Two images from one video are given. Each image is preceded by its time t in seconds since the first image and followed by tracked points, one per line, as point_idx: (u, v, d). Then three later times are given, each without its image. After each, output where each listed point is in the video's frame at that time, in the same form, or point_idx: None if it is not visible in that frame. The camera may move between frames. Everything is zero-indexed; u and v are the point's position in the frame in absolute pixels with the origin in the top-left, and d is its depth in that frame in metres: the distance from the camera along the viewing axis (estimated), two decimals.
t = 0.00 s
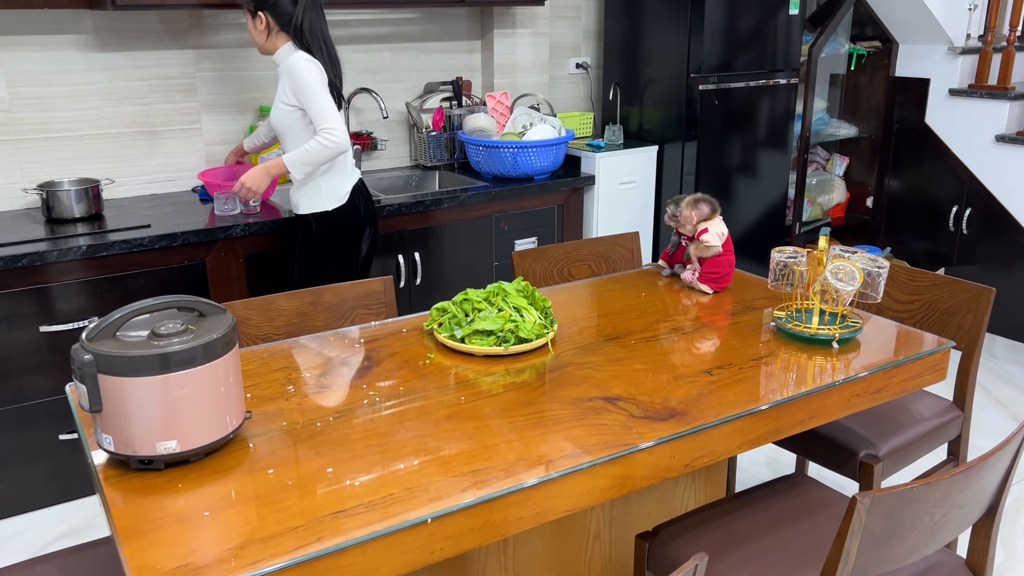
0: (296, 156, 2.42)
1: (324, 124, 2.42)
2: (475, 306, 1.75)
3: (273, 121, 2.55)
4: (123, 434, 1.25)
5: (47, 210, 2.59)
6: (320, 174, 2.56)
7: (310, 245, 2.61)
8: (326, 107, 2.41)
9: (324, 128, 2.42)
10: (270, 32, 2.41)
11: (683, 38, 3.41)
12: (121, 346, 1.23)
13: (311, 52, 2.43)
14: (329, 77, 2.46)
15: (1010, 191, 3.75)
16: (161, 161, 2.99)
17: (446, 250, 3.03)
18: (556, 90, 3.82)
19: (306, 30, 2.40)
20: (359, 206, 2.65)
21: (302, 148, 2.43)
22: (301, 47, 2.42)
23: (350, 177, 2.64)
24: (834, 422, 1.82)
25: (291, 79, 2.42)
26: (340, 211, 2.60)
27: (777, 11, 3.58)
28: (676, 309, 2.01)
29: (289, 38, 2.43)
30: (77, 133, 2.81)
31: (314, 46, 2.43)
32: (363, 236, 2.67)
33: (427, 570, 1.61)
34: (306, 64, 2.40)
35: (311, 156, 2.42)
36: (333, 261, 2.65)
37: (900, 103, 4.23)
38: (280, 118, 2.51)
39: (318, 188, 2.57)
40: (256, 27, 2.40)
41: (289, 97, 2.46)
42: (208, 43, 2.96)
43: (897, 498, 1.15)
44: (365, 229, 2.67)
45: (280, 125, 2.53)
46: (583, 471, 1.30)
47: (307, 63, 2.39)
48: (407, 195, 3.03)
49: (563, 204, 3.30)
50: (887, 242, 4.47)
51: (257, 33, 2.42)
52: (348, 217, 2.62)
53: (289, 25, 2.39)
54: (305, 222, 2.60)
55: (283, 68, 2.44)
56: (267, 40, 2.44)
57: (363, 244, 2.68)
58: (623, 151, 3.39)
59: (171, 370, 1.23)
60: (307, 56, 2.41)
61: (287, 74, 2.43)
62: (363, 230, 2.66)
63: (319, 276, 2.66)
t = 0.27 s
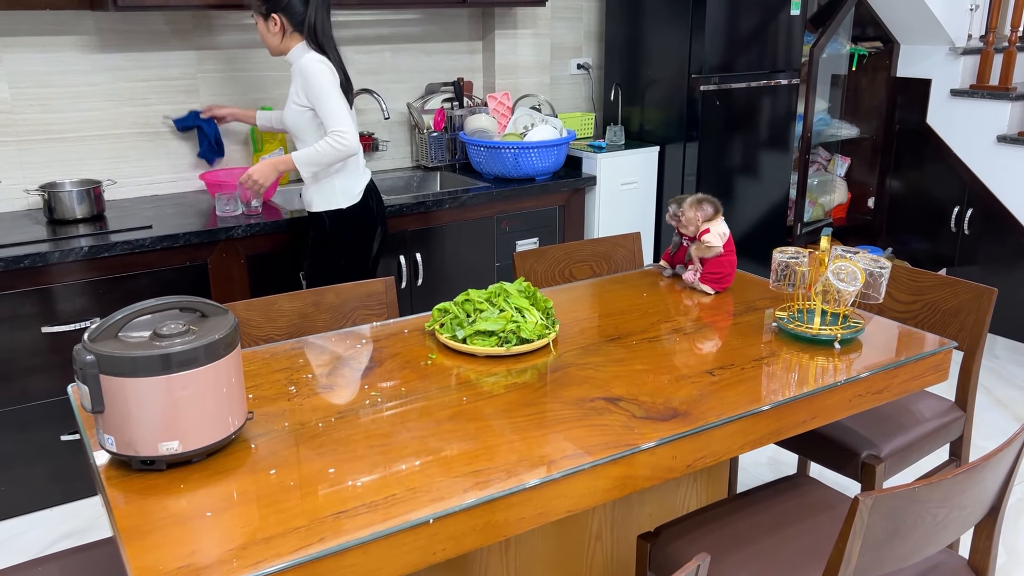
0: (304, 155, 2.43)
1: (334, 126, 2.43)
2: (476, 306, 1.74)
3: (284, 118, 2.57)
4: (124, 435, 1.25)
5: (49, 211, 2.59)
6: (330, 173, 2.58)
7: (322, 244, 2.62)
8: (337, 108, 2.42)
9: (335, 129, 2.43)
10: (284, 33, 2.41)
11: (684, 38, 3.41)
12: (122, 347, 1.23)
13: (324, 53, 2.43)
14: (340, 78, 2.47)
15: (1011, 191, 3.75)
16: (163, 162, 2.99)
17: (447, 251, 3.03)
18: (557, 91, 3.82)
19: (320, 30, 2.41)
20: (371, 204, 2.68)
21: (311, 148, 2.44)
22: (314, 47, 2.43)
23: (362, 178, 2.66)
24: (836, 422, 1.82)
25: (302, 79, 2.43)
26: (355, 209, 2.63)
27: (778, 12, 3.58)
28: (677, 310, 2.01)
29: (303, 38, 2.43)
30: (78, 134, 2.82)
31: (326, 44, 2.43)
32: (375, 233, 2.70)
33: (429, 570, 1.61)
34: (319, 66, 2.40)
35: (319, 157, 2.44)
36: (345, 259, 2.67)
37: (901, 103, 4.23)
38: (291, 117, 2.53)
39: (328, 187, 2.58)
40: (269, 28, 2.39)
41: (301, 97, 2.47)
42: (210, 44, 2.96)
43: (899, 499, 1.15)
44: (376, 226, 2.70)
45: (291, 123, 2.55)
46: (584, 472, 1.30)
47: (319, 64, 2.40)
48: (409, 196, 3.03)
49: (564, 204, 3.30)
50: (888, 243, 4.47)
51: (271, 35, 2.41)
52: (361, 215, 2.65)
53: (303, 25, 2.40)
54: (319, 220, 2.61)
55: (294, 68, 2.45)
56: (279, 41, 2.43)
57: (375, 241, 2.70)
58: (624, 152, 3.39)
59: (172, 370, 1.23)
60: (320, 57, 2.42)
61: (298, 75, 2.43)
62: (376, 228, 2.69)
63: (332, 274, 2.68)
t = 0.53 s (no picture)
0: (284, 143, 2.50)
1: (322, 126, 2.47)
2: (478, 307, 1.74)
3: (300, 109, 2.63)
4: (126, 436, 1.25)
5: (51, 212, 2.59)
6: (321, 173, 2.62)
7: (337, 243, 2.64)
8: (333, 111, 2.45)
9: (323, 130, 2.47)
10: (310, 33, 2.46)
11: (685, 39, 3.41)
12: (124, 348, 1.23)
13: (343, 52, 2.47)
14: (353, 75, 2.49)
15: (1013, 191, 3.75)
16: (164, 163, 2.99)
17: (449, 251, 3.03)
18: (558, 92, 3.82)
19: (346, 33, 2.46)
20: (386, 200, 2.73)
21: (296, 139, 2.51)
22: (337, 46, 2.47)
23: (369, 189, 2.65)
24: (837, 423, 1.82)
25: (312, 75, 2.47)
26: (375, 204, 2.67)
27: (779, 12, 3.58)
28: (679, 310, 2.01)
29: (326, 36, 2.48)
30: (80, 135, 2.82)
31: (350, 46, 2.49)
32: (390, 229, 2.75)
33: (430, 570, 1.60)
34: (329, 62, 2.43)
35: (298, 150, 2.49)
36: (365, 256, 2.70)
37: (903, 103, 4.23)
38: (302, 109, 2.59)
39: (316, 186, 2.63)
40: (297, 26, 2.42)
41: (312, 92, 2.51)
42: (212, 45, 2.96)
43: (901, 500, 1.15)
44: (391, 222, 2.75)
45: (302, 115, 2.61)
46: (586, 473, 1.30)
47: (331, 60, 2.43)
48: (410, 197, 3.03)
49: (565, 205, 3.30)
50: (890, 243, 4.46)
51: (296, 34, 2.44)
52: (379, 210, 2.69)
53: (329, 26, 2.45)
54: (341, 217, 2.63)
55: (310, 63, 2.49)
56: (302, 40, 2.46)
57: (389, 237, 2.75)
58: (625, 153, 3.39)
59: (174, 371, 1.23)
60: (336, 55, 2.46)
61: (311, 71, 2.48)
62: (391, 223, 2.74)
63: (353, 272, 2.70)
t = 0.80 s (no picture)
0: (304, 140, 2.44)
1: (347, 125, 2.44)
2: (480, 307, 1.75)
3: (307, 102, 2.57)
4: (129, 437, 1.26)
5: (53, 213, 2.59)
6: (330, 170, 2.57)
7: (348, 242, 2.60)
8: (360, 112, 2.43)
9: (348, 128, 2.43)
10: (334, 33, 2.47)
11: (686, 39, 3.41)
12: (127, 349, 1.23)
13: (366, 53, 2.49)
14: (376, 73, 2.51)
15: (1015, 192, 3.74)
16: (166, 164, 2.99)
17: (450, 252, 3.03)
18: (560, 93, 3.82)
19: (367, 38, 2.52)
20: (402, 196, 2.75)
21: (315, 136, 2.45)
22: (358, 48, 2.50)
23: (387, 187, 2.63)
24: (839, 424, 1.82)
25: (339, 73, 2.44)
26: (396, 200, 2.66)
27: (780, 13, 3.58)
28: (681, 311, 2.01)
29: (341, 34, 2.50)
30: (83, 136, 2.82)
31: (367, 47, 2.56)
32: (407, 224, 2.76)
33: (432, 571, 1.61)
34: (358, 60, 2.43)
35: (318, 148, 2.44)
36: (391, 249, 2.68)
37: (904, 104, 4.23)
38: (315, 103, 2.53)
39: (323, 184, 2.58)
40: (328, 26, 2.42)
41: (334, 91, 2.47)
42: (214, 47, 2.97)
43: (903, 501, 1.15)
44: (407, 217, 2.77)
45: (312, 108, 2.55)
46: (588, 473, 1.31)
47: (359, 59, 2.43)
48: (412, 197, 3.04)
49: (567, 206, 3.30)
50: (891, 244, 4.46)
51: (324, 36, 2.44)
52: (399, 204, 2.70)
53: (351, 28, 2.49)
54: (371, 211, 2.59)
55: (332, 60, 2.47)
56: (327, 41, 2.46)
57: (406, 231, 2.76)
58: (627, 153, 3.39)
59: (177, 372, 1.23)
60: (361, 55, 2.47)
61: (339, 67, 2.45)
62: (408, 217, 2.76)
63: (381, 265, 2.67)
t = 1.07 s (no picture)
0: (358, 148, 2.40)
1: (392, 128, 2.44)
2: (482, 308, 1.75)
3: (325, 104, 2.48)
4: (132, 437, 1.26)
5: (55, 213, 2.60)
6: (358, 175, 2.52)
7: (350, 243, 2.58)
8: (402, 116, 2.44)
9: (394, 131, 2.43)
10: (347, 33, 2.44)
11: (688, 39, 3.41)
12: (130, 349, 1.24)
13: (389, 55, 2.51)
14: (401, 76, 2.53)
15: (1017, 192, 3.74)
16: (169, 165, 3.00)
17: (452, 252, 3.04)
18: (562, 93, 3.82)
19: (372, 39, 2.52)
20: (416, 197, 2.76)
21: (366, 144, 2.42)
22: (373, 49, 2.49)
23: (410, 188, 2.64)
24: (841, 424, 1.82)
25: (376, 76, 2.41)
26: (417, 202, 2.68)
27: (782, 12, 3.58)
28: (682, 311, 2.01)
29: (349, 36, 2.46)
30: (85, 137, 2.83)
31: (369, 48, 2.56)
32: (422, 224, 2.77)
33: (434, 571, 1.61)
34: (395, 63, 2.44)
35: (373, 156, 2.42)
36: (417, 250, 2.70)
37: (907, 103, 4.23)
38: (342, 107, 2.46)
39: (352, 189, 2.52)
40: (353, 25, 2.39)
41: (368, 94, 2.44)
42: (216, 47, 2.97)
43: (905, 501, 1.15)
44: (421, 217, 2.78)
45: (335, 112, 2.47)
46: (591, 474, 1.31)
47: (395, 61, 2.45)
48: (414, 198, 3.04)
49: (569, 206, 3.30)
50: (893, 244, 4.46)
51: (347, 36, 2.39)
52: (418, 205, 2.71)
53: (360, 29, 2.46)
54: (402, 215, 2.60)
55: (360, 61, 2.44)
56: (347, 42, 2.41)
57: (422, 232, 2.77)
58: (628, 153, 3.39)
59: (179, 372, 1.23)
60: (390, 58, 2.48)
61: (373, 71, 2.42)
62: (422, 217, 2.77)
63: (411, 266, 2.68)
